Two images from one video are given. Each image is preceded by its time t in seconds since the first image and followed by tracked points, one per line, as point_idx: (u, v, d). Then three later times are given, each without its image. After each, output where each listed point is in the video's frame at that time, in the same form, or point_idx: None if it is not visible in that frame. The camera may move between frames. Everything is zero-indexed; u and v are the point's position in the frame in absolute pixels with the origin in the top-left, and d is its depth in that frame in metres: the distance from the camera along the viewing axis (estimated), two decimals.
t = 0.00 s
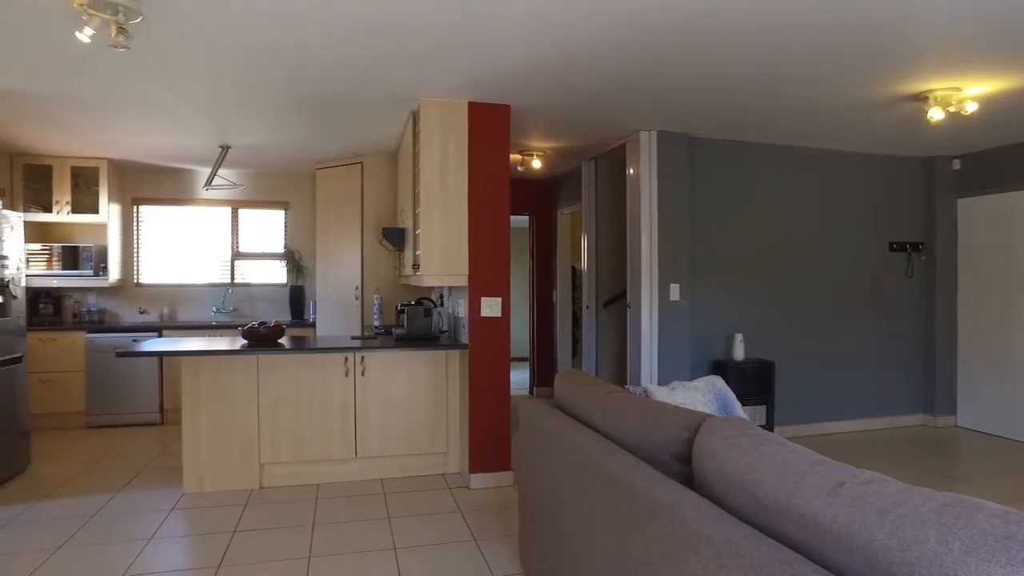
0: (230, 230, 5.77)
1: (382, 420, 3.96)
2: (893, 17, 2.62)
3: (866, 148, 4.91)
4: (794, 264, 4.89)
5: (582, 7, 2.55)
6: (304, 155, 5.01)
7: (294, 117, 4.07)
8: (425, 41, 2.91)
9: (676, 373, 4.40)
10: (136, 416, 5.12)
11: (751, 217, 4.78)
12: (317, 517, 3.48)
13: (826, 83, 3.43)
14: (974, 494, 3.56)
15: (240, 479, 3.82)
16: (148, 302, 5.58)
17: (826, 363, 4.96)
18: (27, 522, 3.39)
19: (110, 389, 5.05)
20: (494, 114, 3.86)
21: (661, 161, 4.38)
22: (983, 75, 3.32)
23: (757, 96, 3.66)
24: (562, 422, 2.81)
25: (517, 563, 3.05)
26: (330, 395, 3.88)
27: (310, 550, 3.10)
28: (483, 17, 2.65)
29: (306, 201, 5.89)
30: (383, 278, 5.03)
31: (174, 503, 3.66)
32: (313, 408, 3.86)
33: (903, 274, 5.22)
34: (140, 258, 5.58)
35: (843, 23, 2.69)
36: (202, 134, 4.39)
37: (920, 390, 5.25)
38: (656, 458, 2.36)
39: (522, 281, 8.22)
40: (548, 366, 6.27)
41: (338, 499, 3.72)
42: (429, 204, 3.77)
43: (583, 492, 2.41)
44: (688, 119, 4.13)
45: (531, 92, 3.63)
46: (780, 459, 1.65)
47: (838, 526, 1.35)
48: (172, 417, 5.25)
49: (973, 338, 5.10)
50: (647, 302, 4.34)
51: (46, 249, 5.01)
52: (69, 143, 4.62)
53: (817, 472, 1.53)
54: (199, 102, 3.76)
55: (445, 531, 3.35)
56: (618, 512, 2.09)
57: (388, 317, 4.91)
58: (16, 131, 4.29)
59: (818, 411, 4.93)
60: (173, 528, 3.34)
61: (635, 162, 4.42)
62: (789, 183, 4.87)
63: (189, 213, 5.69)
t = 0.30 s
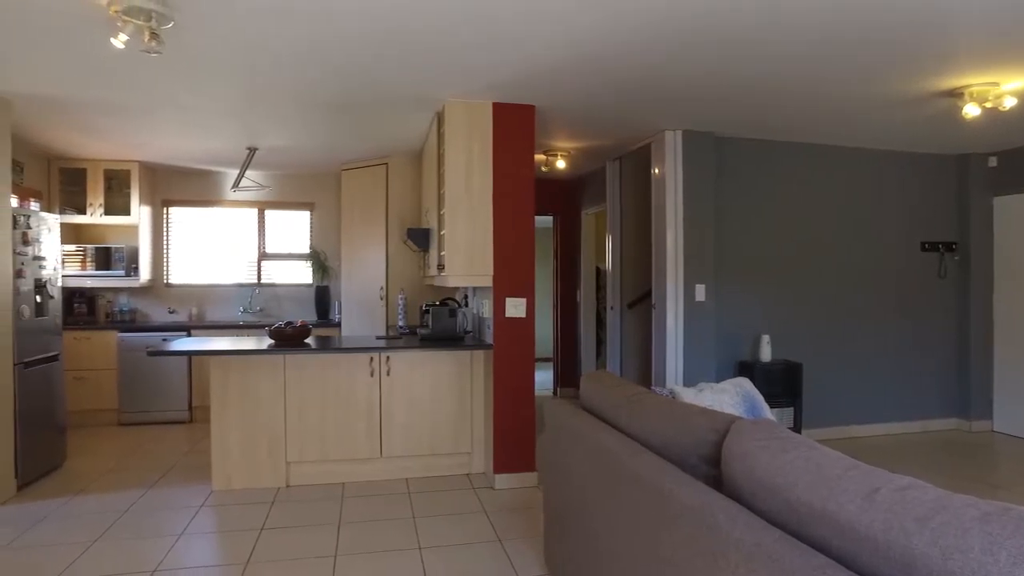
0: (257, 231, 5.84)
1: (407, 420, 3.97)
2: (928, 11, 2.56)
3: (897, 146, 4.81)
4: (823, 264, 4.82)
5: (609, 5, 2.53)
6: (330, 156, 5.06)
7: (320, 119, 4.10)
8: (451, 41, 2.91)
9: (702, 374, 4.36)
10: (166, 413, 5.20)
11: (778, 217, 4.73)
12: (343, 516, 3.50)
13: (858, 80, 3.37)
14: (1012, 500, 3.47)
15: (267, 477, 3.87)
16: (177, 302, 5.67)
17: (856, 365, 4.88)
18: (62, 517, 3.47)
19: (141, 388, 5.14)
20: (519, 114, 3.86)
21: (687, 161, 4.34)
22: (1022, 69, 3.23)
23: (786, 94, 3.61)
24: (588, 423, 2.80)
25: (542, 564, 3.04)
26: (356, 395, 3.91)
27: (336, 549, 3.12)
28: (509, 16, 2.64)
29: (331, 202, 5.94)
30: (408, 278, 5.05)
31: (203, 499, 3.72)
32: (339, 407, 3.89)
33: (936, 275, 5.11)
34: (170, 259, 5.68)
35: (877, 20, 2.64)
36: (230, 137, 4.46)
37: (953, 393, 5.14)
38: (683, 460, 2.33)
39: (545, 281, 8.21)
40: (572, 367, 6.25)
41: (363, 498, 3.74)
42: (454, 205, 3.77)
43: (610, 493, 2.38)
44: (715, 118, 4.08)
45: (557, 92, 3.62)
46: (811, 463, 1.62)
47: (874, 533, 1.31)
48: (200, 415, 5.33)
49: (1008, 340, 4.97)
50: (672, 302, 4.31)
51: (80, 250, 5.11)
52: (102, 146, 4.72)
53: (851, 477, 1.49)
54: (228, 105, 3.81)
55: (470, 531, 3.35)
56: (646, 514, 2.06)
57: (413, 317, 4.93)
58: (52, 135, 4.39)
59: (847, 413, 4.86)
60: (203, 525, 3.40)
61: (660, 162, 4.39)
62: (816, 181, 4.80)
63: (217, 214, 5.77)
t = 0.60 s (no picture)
0: (282, 231, 5.90)
1: (431, 420, 3.99)
2: (964, 5, 2.50)
3: (929, 143, 4.71)
4: (852, 264, 4.74)
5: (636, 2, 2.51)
6: (355, 157, 5.10)
7: (346, 120, 4.14)
8: (475, 42, 2.92)
9: (729, 375, 4.32)
10: (195, 411, 5.28)
11: (806, 216, 4.66)
12: (368, 515, 3.53)
13: (889, 76, 3.31)
14: None
15: (293, 475, 3.91)
16: (205, 301, 5.76)
17: (886, 367, 4.79)
18: (96, 511, 3.54)
19: (170, 386, 5.23)
20: (544, 114, 3.85)
21: (712, 160, 4.30)
22: None
23: (814, 90, 3.54)
24: (613, 424, 2.78)
25: (567, 565, 3.02)
26: (381, 394, 3.93)
27: (362, 547, 3.14)
28: (534, 15, 2.64)
29: (356, 203, 5.98)
30: (432, 278, 5.07)
31: (231, 496, 3.77)
32: (364, 407, 3.92)
33: (970, 275, 4.99)
34: (198, 259, 5.77)
35: (910, 13, 2.58)
36: (257, 138, 4.51)
37: (988, 396, 5.01)
38: (710, 461, 2.30)
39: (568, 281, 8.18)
40: (596, 367, 6.23)
41: (388, 497, 3.76)
42: (478, 205, 3.78)
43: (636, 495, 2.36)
44: (741, 116, 4.04)
45: (582, 91, 3.60)
46: (844, 466, 1.59)
47: (912, 540, 1.28)
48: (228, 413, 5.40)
49: None
50: (698, 303, 4.27)
51: (112, 250, 5.21)
52: (133, 149, 4.80)
53: (886, 481, 1.46)
54: (256, 107, 3.86)
55: (495, 531, 3.34)
56: (673, 516, 2.04)
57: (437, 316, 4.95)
58: (85, 138, 4.49)
59: (877, 416, 4.77)
60: (231, 521, 3.44)
61: (685, 161, 4.36)
62: (845, 180, 4.72)
63: (244, 215, 5.85)
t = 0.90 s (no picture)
0: (308, 232, 5.96)
1: (455, 419, 4.00)
2: None
3: (962, 139, 4.61)
4: (882, 263, 4.66)
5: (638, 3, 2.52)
6: (380, 158, 5.14)
7: (371, 121, 4.17)
8: (498, 42, 2.92)
9: (755, 377, 4.27)
10: (222, 410, 5.36)
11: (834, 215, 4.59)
12: (392, 514, 3.54)
13: (921, 72, 3.24)
14: None
15: (319, 473, 3.94)
16: (232, 301, 5.84)
17: (918, 369, 4.70)
18: (127, 507, 3.61)
19: (198, 384, 5.31)
20: (568, 114, 3.84)
21: (738, 158, 4.26)
22: None
23: (827, 89, 3.52)
24: (639, 425, 2.76)
25: (592, 567, 3.01)
26: (406, 394, 3.95)
27: (387, 546, 3.16)
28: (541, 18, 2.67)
29: (381, 203, 6.03)
30: (455, 278, 5.09)
31: (257, 494, 3.81)
32: (388, 406, 3.94)
33: (1006, 274, 4.86)
34: (226, 260, 5.85)
35: (943, 9, 2.53)
36: (283, 140, 4.56)
37: None
38: (738, 464, 2.27)
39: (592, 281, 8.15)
40: (620, 367, 6.20)
41: (412, 496, 3.77)
42: (502, 205, 3.78)
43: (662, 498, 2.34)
44: (768, 114, 3.99)
45: (607, 90, 3.59)
46: (878, 470, 1.55)
47: (952, 548, 1.24)
48: (254, 411, 5.47)
49: None
50: (724, 304, 4.23)
51: (143, 251, 5.31)
52: (162, 151, 4.89)
53: (923, 486, 1.42)
54: (283, 109, 3.91)
55: (519, 532, 3.34)
56: (700, 519, 2.02)
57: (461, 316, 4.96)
58: (116, 141, 4.58)
59: (908, 420, 4.68)
60: (258, 518, 3.48)
61: (711, 160, 4.32)
62: (874, 178, 4.65)
63: (270, 216, 5.92)
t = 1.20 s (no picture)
0: (332, 233, 6.02)
1: (479, 420, 4.00)
2: None
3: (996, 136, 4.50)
4: (913, 263, 4.58)
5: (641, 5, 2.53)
6: (404, 158, 5.17)
7: (396, 122, 4.19)
8: (521, 42, 2.92)
9: (782, 378, 4.22)
10: (249, 409, 5.42)
11: (862, 214, 4.53)
12: (416, 513, 3.56)
13: (953, 68, 3.17)
14: None
15: (344, 472, 3.97)
16: (258, 301, 5.92)
17: (950, 371, 4.60)
18: (157, 503, 3.67)
19: (224, 383, 5.38)
20: (593, 114, 3.83)
21: (765, 157, 4.21)
22: None
23: (839, 88, 3.49)
24: (665, 426, 2.74)
25: (616, 569, 2.99)
26: (430, 394, 3.96)
27: (411, 545, 3.17)
28: (547, 20, 2.69)
29: (404, 204, 6.06)
30: (479, 278, 5.10)
31: (283, 492, 3.85)
32: (413, 406, 3.96)
33: None
34: (252, 260, 5.93)
35: (979, 3, 2.47)
36: (309, 141, 4.60)
37: None
38: (766, 467, 2.23)
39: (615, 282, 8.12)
40: (644, 367, 6.18)
41: (436, 496, 3.78)
42: (526, 205, 3.78)
43: (689, 500, 2.32)
44: (795, 112, 3.94)
45: (631, 90, 3.57)
46: (914, 475, 1.51)
47: (995, 556, 1.21)
48: (279, 410, 5.54)
49: None
50: (750, 305, 4.19)
51: (172, 252, 5.40)
52: (191, 154, 4.96)
53: (961, 492, 1.39)
54: (308, 111, 3.95)
55: (542, 532, 3.33)
56: (727, 522, 1.99)
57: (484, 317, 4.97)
58: (147, 144, 4.67)
59: (940, 422, 4.59)
60: (284, 516, 3.52)
61: (736, 160, 4.28)
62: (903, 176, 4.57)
63: (295, 217, 5.98)
